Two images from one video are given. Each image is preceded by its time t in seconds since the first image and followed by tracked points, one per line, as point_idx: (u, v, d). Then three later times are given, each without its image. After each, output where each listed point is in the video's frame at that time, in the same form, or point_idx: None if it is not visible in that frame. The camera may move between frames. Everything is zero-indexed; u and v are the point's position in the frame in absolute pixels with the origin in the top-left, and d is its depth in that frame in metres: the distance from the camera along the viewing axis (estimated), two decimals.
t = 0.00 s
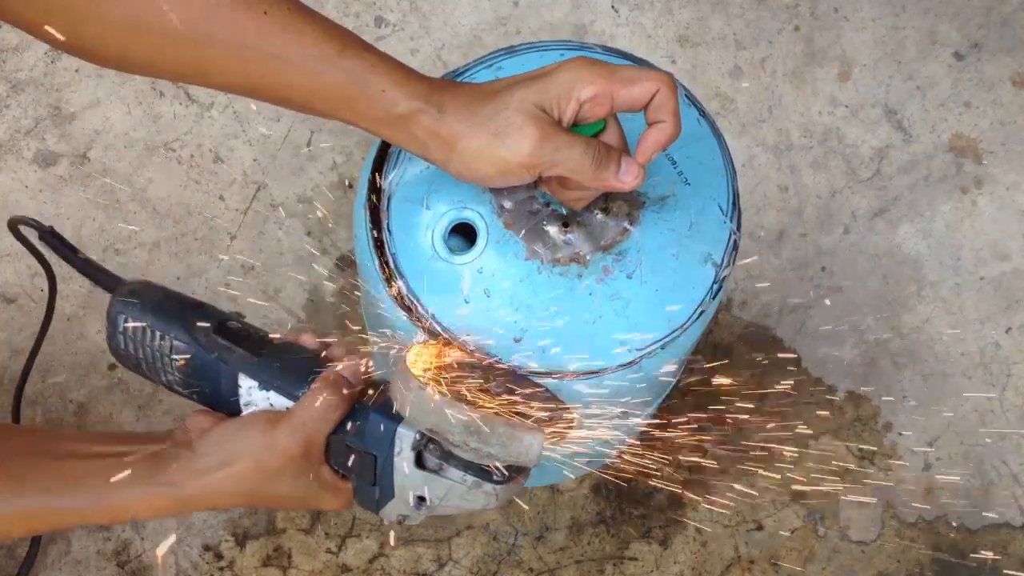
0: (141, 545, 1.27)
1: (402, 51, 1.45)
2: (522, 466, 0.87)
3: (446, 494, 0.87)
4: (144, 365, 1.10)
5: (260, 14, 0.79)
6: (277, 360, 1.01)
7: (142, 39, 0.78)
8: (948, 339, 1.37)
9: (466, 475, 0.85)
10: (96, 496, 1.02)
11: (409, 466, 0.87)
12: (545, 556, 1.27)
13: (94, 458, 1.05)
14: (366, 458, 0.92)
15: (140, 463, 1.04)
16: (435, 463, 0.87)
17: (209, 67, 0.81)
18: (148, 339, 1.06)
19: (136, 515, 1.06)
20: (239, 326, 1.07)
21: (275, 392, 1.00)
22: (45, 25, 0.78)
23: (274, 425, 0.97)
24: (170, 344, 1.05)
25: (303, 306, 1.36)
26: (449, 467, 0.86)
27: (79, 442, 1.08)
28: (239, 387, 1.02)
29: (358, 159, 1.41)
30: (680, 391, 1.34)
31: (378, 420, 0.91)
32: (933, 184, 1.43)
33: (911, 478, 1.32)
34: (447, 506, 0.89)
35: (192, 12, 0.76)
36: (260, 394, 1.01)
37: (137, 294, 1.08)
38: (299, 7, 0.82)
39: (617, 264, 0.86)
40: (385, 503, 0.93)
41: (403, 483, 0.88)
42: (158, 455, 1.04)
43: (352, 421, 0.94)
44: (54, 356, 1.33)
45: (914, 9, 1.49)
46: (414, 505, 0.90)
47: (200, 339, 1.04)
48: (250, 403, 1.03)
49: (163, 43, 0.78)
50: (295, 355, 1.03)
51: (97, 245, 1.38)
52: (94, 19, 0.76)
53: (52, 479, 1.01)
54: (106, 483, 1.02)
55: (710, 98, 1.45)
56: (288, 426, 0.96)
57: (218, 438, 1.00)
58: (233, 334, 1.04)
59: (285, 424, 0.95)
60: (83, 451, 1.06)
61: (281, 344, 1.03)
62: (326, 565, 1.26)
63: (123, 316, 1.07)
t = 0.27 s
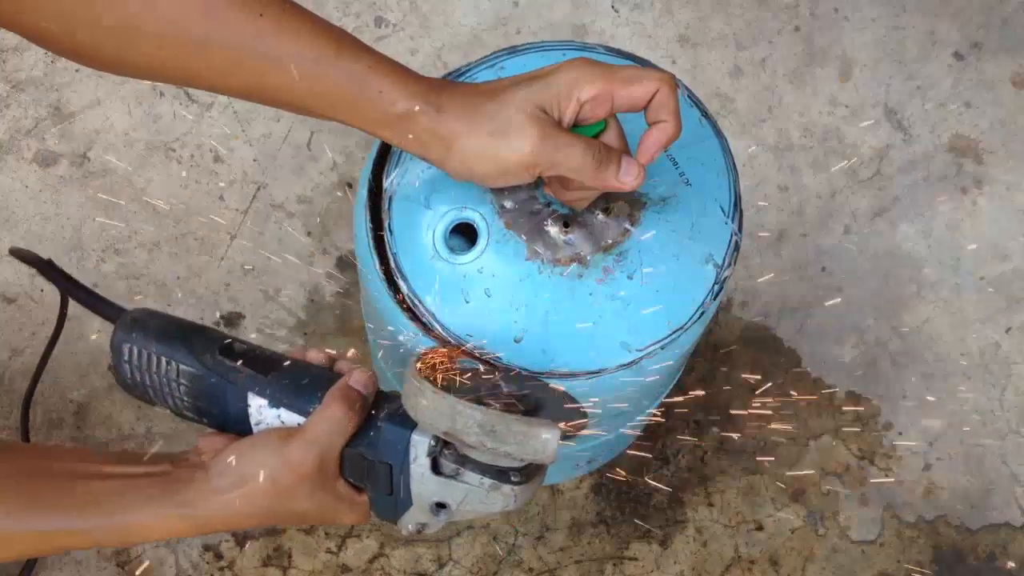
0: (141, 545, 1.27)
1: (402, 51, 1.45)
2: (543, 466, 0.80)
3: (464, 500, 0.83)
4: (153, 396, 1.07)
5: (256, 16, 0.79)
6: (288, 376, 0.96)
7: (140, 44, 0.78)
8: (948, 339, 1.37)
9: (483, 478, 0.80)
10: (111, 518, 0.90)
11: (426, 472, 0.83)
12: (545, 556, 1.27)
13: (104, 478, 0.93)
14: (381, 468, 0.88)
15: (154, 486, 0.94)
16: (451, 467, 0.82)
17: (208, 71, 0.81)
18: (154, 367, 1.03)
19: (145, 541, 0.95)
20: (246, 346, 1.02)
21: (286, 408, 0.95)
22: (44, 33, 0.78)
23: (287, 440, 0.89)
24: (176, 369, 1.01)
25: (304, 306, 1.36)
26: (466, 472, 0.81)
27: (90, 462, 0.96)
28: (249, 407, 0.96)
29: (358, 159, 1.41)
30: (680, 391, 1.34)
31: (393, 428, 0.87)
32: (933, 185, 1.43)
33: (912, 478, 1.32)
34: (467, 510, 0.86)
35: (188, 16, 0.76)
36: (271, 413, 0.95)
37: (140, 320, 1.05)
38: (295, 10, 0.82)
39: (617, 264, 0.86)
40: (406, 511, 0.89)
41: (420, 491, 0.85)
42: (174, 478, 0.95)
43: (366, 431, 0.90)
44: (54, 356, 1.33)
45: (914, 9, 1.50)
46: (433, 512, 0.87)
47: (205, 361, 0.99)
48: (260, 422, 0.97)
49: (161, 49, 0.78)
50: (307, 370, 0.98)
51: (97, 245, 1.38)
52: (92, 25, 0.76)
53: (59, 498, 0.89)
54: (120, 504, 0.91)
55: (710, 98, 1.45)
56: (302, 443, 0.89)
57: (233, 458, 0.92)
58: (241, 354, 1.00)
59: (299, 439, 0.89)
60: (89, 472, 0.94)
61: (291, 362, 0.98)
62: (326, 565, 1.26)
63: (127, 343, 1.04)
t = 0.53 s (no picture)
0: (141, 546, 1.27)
1: (402, 51, 1.45)
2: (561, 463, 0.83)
3: (485, 504, 0.85)
4: (160, 435, 1.00)
5: (250, 18, 0.79)
6: (300, 403, 0.94)
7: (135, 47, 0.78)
8: (948, 339, 1.37)
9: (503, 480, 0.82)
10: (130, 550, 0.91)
11: (445, 480, 0.84)
12: (545, 556, 1.27)
13: (127, 508, 0.94)
14: (402, 482, 0.87)
15: (175, 517, 0.94)
16: (471, 473, 0.84)
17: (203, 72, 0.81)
18: (162, 407, 0.97)
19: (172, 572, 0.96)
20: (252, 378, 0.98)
21: (301, 433, 0.93)
22: (41, 40, 0.79)
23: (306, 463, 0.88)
24: (186, 408, 0.95)
25: (304, 306, 1.36)
26: (486, 475, 0.83)
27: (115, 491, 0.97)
28: (261, 437, 0.94)
29: (358, 159, 1.41)
30: (680, 391, 1.34)
31: (410, 440, 0.87)
32: (933, 185, 1.43)
33: (912, 478, 1.32)
34: (490, 515, 0.87)
35: (183, 19, 0.77)
36: (284, 440, 0.93)
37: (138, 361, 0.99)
38: (289, 10, 0.83)
39: (617, 264, 0.86)
40: (427, 522, 0.90)
41: (443, 499, 0.86)
42: (192, 509, 0.94)
43: (383, 445, 0.89)
44: (54, 356, 1.33)
45: (914, 9, 1.50)
46: (456, 519, 0.88)
47: (215, 395, 0.95)
48: (275, 450, 0.94)
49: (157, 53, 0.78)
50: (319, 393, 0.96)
51: (97, 245, 1.38)
52: (86, 30, 0.76)
53: (81, 531, 0.90)
54: (139, 537, 0.92)
55: (710, 98, 1.45)
56: (321, 464, 0.87)
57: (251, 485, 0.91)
58: (251, 386, 0.96)
59: (318, 462, 0.87)
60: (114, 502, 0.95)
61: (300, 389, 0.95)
62: (326, 565, 1.26)
63: (129, 386, 0.98)
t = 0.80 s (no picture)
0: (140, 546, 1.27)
1: (402, 52, 1.45)
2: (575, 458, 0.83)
3: (501, 505, 0.84)
4: (172, 459, 1.01)
5: (246, 19, 0.79)
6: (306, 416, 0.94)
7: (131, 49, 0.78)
8: (948, 339, 1.37)
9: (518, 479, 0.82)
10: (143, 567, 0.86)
11: (459, 483, 0.84)
12: (545, 557, 1.27)
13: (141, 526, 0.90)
14: (416, 488, 0.87)
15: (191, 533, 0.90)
16: (485, 475, 0.84)
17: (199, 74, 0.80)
18: (170, 431, 0.97)
19: None
20: (260, 395, 0.99)
21: (311, 446, 0.92)
22: (34, 43, 0.78)
23: (318, 475, 0.88)
24: (193, 428, 0.95)
25: (303, 306, 1.36)
26: (500, 476, 0.83)
27: (128, 510, 0.92)
28: (273, 453, 0.93)
29: (358, 159, 1.41)
30: (680, 391, 1.34)
31: (421, 445, 0.87)
32: (933, 185, 1.43)
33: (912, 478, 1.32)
34: (508, 516, 0.86)
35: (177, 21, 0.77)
36: (295, 454, 0.93)
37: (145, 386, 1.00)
38: (284, 11, 0.82)
39: (616, 263, 0.86)
40: (445, 527, 0.89)
41: (459, 503, 0.85)
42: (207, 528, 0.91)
43: (395, 453, 0.89)
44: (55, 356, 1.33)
45: (914, 9, 1.50)
46: (473, 523, 0.87)
47: (223, 414, 0.95)
48: (286, 466, 0.94)
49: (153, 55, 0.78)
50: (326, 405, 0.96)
51: (97, 245, 1.38)
52: (80, 33, 0.76)
53: (92, 547, 0.86)
54: (153, 555, 0.87)
55: (710, 98, 1.45)
56: (334, 475, 0.88)
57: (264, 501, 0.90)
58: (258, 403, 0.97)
59: (329, 474, 0.87)
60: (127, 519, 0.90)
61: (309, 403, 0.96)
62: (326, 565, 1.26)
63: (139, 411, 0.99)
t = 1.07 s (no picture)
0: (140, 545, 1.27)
1: (402, 51, 1.45)
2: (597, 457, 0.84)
3: (526, 504, 0.85)
4: (179, 461, 1.00)
5: (242, 20, 0.79)
6: (323, 419, 0.94)
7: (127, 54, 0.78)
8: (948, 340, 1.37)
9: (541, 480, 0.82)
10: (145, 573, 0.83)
11: (483, 484, 0.85)
12: (545, 556, 1.27)
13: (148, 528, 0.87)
14: (438, 488, 0.88)
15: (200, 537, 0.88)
16: (509, 472, 0.84)
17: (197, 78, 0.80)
18: (180, 430, 0.97)
19: None
20: (271, 394, 0.98)
21: (329, 446, 0.92)
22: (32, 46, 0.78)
23: (337, 474, 0.86)
24: (204, 428, 0.95)
25: (303, 306, 1.36)
26: (524, 476, 0.83)
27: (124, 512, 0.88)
28: (286, 454, 0.93)
29: (358, 159, 1.41)
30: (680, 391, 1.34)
31: (443, 446, 0.88)
32: (933, 185, 1.43)
33: (911, 478, 1.32)
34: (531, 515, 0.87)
35: (172, 22, 0.76)
36: (311, 455, 0.93)
37: (154, 385, 1.00)
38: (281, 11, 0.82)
39: (617, 263, 0.86)
40: (466, 527, 0.90)
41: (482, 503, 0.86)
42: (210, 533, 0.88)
43: (416, 453, 0.90)
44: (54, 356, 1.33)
45: (914, 9, 1.50)
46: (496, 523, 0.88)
47: (233, 413, 0.95)
48: (300, 466, 0.94)
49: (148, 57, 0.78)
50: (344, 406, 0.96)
51: (97, 245, 1.38)
52: (75, 36, 0.76)
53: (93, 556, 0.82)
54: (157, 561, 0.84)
55: (710, 98, 1.45)
56: (354, 474, 0.86)
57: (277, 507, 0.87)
58: (268, 403, 0.96)
59: (348, 472, 0.86)
60: (122, 524, 0.86)
61: (322, 402, 0.96)
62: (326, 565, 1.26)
63: (147, 411, 0.99)
